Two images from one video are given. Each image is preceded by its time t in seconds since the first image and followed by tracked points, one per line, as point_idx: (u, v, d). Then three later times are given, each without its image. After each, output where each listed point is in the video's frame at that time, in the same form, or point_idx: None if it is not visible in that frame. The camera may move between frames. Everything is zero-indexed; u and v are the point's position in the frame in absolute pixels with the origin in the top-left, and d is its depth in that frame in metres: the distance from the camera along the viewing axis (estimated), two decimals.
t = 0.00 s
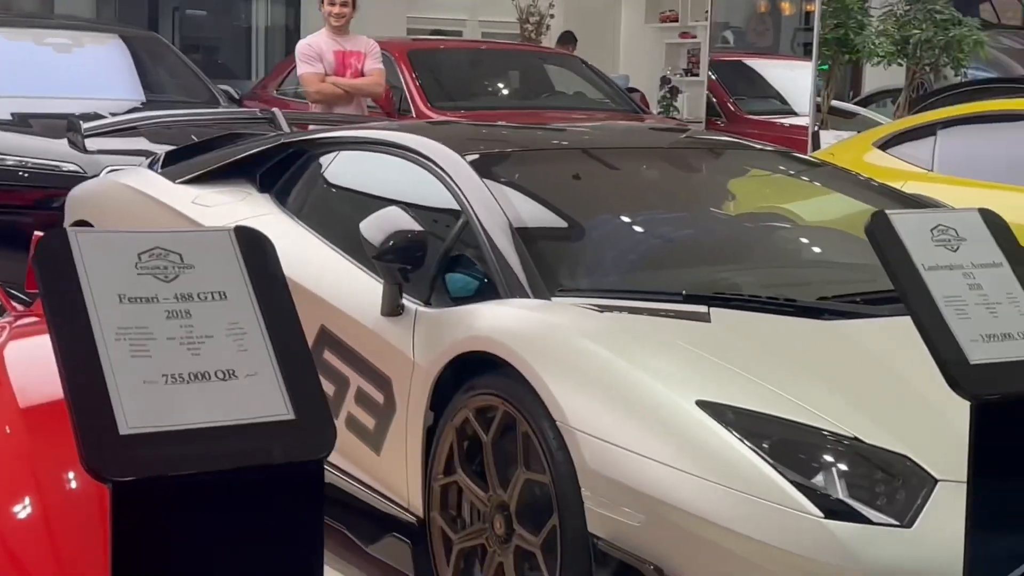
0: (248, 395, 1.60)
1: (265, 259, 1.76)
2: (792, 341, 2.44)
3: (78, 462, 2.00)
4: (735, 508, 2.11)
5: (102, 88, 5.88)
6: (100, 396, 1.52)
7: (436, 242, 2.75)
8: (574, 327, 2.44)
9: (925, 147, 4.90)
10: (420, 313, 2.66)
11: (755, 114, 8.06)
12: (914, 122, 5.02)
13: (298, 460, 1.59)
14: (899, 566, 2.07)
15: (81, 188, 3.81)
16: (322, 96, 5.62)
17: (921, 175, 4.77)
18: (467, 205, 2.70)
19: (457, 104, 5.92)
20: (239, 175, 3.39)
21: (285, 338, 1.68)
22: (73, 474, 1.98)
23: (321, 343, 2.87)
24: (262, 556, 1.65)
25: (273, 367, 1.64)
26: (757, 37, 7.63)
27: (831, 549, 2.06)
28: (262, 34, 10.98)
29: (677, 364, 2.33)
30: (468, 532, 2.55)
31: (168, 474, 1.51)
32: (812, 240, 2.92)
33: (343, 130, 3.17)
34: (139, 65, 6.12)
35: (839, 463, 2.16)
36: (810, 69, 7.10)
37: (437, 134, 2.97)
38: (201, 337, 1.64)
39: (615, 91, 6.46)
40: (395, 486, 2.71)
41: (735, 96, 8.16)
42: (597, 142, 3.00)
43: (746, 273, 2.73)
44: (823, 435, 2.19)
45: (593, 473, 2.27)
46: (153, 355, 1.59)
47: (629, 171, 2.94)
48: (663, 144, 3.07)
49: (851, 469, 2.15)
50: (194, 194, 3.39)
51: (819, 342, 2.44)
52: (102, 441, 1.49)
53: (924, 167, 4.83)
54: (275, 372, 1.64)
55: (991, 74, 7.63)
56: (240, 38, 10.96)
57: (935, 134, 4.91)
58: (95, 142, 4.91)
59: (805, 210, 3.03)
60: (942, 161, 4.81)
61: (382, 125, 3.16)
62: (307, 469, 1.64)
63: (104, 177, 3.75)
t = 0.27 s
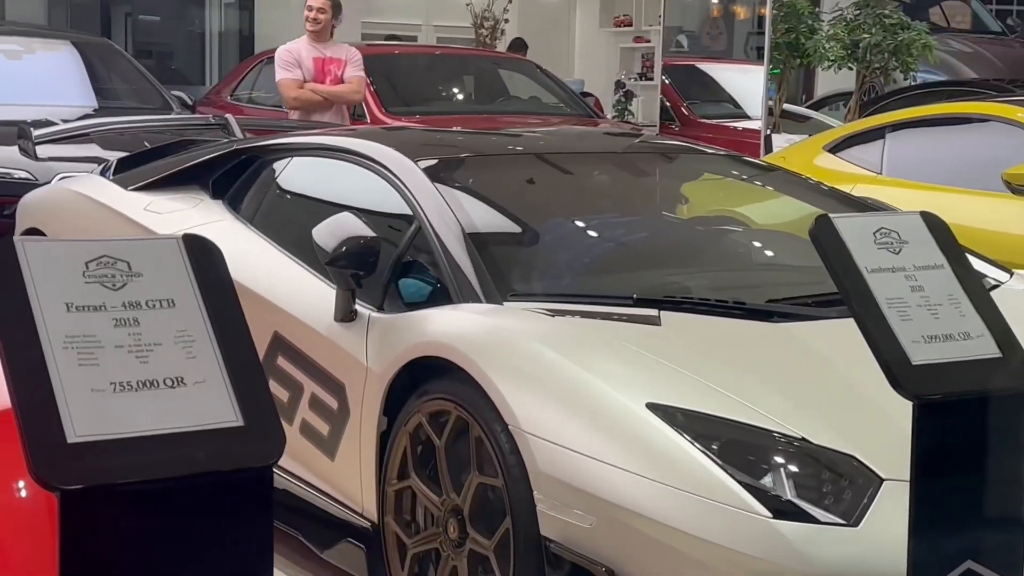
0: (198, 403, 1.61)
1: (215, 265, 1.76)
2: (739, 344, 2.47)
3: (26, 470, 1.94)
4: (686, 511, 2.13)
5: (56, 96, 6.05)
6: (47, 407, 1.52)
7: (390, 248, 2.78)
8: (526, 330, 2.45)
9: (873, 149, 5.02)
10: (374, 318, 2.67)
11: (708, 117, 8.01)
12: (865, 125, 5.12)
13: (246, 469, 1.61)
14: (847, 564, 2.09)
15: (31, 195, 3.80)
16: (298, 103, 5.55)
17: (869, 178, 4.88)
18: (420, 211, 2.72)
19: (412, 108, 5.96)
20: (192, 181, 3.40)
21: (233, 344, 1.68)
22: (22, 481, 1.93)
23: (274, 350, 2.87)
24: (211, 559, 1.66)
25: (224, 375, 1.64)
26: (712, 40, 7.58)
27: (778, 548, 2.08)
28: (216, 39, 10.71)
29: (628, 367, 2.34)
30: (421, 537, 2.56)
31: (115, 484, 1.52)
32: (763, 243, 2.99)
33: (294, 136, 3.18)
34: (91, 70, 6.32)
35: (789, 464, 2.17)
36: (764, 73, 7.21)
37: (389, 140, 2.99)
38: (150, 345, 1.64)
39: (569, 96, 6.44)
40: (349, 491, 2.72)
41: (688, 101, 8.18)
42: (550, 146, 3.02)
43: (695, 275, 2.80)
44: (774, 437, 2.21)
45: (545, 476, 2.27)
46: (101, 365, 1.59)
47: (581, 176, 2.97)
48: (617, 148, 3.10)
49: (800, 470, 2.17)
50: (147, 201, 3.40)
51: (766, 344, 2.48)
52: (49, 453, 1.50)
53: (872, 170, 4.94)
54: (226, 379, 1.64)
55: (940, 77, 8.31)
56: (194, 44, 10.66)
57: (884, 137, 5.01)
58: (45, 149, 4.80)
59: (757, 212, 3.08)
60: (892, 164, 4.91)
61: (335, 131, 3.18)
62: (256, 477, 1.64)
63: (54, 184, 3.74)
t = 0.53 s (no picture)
0: (164, 429, 1.65)
1: (180, 295, 1.82)
2: (712, 362, 2.48)
3: None
4: (658, 528, 2.10)
5: (35, 115, 6.19)
6: (15, 432, 1.56)
7: (363, 267, 2.80)
8: (499, 350, 2.46)
9: (847, 164, 4.85)
10: (348, 338, 2.69)
11: (683, 132, 8.39)
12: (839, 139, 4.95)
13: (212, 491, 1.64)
14: None
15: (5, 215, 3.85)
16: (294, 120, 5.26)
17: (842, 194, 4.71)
18: (393, 230, 2.74)
19: (389, 125, 6.00)
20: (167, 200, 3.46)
21: (201, 369, 1.74)
22: None
23: (248, 370, 2.91)
24: None
25: (190, 399, 1.70)
26: (687, 56, 7.87)
27: (750, 565, 2.06)
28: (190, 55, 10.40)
29: (600, 386, 2.34)
30: (396, 556, 2.56)
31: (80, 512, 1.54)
32: (739, 260, 3.08)
33: (268, 156, 3.24)
34: (65, 88, 6.37)
35: (762, 482, 2.15)
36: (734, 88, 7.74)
37: (364, 161, 3.02)
38: (117, 371, 1.69)
39: (545, 112, 6.49)
40: (324, 511, 2.72)
41: (664, 115, 8.48)
42: (526, 165, 3.05)
43: (671, 292, 2.87)
44: (747, 455, 2.19)
45: (517, 494, 2.25)
46: (68, 391, 1.63)
47: (556, 194, 3.02)
48: (592, 167, 3.14)
49: (773, 487, 2.15)
50: (120, 222, 3.47)
51: (738, 360, 2.50)
52: (15, 477, 1.53)
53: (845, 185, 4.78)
54: (192, 404, 1.69)
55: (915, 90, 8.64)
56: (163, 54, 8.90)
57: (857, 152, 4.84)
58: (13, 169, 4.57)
59: (731, 228, 3.14)
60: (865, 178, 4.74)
61: (310, 151, 3.22)
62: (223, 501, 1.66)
63: (27, 205, 3.79)
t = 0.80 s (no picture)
0: (138, 458, 1.71)
1: (156, 324, 1.87)
2: (691, 387, 2.48)
3: None
4: (636, 552, 2.05)
5: (21, 143, 6.23)
6: None
7: (345, 293, 2.81)
8: (479, 375, 2.44)
9: (827, 187, 4.83)
10: (329, 364, 2.69)
11: (668, 157, 8.33)
12: (819, 163, 4.93)
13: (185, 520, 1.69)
14: None
15: None
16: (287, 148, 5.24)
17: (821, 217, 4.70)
18: (374, 256, 2.75)
19: (373, 150, 6.02)
20: (150, 227, 3.48)
21: (176, 399, 1.80)
22: None
23: (229, 397, 2.92)
24: None
25: (164, 429, 1.75)
26: (670, 79, 8.05)
27: None
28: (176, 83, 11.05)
29: (581, 411, 2.32)
30: None
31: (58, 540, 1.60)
32: (722, 284, 3.11)
33: (250, 183, 3.25)
34: (49, 115, 6.46)
35: (743, 506, 2.12)
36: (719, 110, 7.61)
37: (345, 187, 3.04)
38: (92, 401, 1.74)
39: (528, 137, 6.55)
40: (306, 539, 2.72)
41: (647, 140, 8.53)
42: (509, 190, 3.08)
43: (651, 316, 2.88)
44: (728, 480, 2.16)
45: (496, 519, 2.22)
46: (42, 422, 1.69)
47: (538, 219, 3.05)
48: (573, 191, 3.17)
49: (753, 511, 2.11)
50: (101, 248, 3.49)
51: (718, 384, 2.50)
52: None
53: (825, 208, 4.76)
54: (166, 434, 1.75)
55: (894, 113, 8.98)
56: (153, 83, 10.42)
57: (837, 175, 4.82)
58: None
59: (714, 253, 3.16)
60: (846, 202, 4.71)
61: (292, 177, 3.24)
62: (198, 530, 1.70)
63: (9, 234, 3.81)
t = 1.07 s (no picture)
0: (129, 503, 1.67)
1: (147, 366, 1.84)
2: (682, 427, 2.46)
3: None
4: None
5: (15, 184, 6.23)
6: None
7: (336, 332, 2.80)
8: (470, 415, 2.44)
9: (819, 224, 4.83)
10: (319, 404, 2.68)
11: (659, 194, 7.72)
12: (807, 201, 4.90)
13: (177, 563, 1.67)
14: None
15: None
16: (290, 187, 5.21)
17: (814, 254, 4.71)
18: (364, 294, 2.75)
19: (367, 188, 6.03)
20: (144, 266, 3.50)
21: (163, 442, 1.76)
22: None
23: (219, 436, 2.90)
24: None
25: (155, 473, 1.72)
26: (661, 115, 7.62)
27: None
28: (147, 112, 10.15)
29: (573, 453, 2.31)
30: None
31: None
32: (717, 320, 3.08)
33: (242, 223, 3.26)
34: (43, 155, 6.48)
35: (734, 545, 2.08)
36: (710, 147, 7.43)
37: (336, 226, 3.04)
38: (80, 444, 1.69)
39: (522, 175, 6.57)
40: None
41: (638, 176, 7.77)
42: (501, 229, 3.08)
43: (642, 355, 2.87)
44: (721, 520, 2.13)
45: (486, 558, 2.18)
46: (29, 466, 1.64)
47: (529, 258, 3.06)
48: (565, 230, 3.18)
49: (745, 551, 2.07)
50: (92, 287, 3.48)
51: (709, 423, 2.49)
52: None
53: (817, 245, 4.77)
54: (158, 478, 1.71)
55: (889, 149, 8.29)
56: (147, 124, 9.54)
57: (826, 213, 4.80)
58: None
59: (706, 290, 3.18)
60: (837, 240, 4.75)
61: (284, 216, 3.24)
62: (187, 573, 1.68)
63: None
